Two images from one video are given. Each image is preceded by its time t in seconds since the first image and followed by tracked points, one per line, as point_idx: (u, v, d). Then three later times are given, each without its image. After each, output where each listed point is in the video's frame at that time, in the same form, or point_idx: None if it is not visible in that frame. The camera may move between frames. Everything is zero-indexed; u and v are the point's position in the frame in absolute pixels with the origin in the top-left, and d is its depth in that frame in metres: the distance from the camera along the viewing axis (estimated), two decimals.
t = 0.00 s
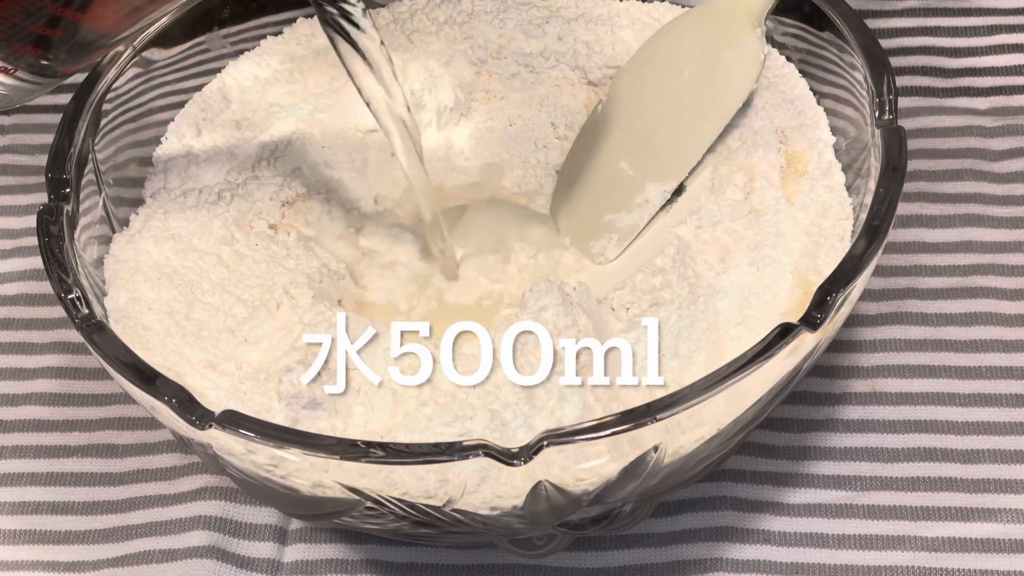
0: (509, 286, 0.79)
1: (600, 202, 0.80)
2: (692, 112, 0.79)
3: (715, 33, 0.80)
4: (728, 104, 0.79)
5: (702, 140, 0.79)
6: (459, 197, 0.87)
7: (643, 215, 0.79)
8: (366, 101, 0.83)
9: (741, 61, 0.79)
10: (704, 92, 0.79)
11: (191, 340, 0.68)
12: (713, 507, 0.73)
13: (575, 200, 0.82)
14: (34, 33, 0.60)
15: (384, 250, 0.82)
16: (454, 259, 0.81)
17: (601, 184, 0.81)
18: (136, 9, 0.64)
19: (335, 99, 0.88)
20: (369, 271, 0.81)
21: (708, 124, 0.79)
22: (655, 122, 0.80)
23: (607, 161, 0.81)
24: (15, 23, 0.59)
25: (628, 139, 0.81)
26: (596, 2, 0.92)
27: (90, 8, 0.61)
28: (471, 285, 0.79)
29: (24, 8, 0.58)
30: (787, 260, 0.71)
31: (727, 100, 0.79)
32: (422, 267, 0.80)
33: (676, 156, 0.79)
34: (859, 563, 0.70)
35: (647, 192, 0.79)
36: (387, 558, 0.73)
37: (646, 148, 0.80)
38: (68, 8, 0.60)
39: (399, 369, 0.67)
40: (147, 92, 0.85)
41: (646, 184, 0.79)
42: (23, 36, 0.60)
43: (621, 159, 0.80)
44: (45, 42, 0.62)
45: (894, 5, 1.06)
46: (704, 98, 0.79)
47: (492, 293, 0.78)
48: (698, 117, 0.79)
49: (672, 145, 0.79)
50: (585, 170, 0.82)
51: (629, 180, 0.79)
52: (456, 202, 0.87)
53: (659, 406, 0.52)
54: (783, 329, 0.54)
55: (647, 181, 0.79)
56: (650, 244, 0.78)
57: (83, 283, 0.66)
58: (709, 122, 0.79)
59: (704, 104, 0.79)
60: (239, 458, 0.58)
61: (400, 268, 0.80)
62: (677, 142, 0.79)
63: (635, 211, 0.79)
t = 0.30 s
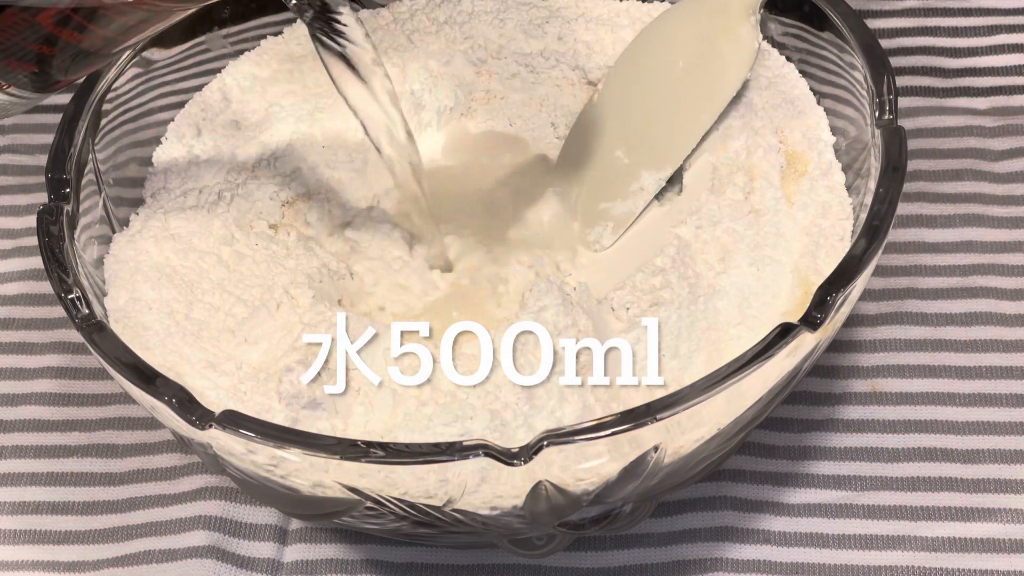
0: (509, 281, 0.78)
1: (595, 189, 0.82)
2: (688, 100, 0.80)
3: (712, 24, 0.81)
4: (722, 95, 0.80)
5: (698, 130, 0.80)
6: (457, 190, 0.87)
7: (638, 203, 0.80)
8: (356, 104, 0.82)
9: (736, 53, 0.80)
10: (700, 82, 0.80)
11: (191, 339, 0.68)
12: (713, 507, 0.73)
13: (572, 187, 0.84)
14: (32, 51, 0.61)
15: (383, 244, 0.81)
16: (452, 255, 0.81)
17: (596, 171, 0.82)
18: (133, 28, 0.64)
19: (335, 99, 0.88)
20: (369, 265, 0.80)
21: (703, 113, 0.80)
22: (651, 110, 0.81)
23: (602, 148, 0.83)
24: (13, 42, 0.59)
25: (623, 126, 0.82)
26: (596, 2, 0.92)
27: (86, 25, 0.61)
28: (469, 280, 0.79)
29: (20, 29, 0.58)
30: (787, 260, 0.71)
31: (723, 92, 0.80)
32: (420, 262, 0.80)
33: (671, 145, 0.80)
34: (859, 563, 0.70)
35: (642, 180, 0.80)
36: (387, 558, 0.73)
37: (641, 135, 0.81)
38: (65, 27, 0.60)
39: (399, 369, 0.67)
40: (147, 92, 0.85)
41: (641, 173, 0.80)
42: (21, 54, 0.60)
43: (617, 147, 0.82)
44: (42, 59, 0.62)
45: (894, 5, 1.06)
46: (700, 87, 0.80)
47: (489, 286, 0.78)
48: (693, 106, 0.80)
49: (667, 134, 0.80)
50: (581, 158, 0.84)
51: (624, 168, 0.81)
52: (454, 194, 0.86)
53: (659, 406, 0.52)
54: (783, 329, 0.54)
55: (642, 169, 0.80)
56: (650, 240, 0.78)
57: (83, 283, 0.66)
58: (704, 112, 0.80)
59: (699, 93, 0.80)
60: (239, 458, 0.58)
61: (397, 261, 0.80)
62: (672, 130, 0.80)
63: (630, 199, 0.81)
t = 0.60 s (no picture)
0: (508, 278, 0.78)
1: (591, 196, 0.82)
2: (682, 107, 0.80)
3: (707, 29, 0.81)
4: (717, 100, 0.80)
5: (693, 136, 0.80)
6: (455, 188, 0.86)
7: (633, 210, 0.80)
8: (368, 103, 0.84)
9: (732, 58, 0.80)
10: (694, 88, 0.80)
11: (191, 340, 0.68)
12: (713, 507, 0.73)
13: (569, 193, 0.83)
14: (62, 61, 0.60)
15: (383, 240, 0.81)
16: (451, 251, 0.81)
17: (591, 178, 0.82)
18: (149, 47, 0.62)
19: (335, 98, 0.88)
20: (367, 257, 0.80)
21: (697, 120, 0.80)
22: (645, 117, 0.81)
23: (597, 154, 0.82)
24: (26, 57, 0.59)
25: (617, 133, 0.82)
26: (596, 2, 0.93)
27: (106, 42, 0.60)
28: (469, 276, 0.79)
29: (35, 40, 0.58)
30: (787, 260, 0.71)
31: (717, 96, 0.80)
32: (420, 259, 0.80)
33: (665, 151, 0.80)
34: (859, 563, 0.70)
35: (637, 186, 0.80)
36: (387, 558, 0.73)
37: (636, 142, 0.81)
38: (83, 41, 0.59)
39: (399, 369, 0.67)
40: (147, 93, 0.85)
41: (636, 179, 0.80)
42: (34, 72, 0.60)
43: (611, 154, 0.81)
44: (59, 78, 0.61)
45: (894, 5, 1.06)
46: (694, 94, 0.80)
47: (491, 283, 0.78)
48: (688, 112, 0.80)
49: (662, 140, 0.80)
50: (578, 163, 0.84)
51: (619, 175, 0.81)
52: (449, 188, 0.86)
53: (659, 406, 0.52)
54: (784, 329, 0.54)
55: (637, 175, 0.80)
56: (649, 240, 0.78)
57: (83, 283, 0.66)
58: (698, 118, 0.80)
59: (694, 99, 0.80)
60: (239, 458, 0.58)
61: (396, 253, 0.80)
62: (667, 136, 0.80)
63: (624, 206, 0.80)
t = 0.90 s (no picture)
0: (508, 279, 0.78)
1: (600, 188, 0.82)
2: (691, 99, 0.79)
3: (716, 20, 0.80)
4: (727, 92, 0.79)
5: (702, 127, 0.79)
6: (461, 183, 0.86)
7: (641, 200, 0.80)
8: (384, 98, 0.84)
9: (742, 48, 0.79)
10: (702, 80, 0.80)
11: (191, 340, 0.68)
12: (712, 507, 0.73)
13: (581, 188, 0.84)
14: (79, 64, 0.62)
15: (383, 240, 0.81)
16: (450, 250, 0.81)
17: (602, 171, 0.82)
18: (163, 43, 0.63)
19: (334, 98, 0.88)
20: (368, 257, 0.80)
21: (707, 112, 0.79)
22: (653, 109, 0.80)
23: (607, 146, 0.82)
24: (39, 66, 0.60)
25: (626, 125, 0.81)
26: (596, 2, 0.93)
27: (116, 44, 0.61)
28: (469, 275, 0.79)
29: (47, 49, 0.59)
30: (787, 260, 0.71)
31: (727, 87, 0.79)
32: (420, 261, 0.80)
33: (675, 143, 0.79)
34: (859, 563, 0.70)
35: (646, 178, 0.79)
36: (387, 558, 0.73)
37: (644, 133, 0.80)
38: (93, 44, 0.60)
39: (399, 368, 0.67)
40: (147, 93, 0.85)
41: (645, 171, 0.79)
42: (46, 80, 0.62)
43: (621, 146, 0.81)
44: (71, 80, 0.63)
45: (893, 5, 1.06)
46: (703, 86, 0.80)
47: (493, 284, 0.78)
48: (697, 104, 0.79)
49: (671, 132, 0.79)
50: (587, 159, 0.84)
51: (628, 167, 0.80)
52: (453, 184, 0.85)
53: (659, 406, 0.52)
54: (784, 329, 0.54)
55: (646, 167, 0.80)
56: (651, 239, 0.78)
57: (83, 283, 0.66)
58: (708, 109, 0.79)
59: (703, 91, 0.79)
60: (239, 458, 0.58)
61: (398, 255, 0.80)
62: (676, 128, 0.79)
63: (633, 198, 0.80)
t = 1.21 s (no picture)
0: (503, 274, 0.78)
1: (590, 177, 0.82)
2: (685, 90, 0.81)
3: (710, 15, 0.82)
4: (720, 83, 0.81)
5: (695, 120, 0.81)
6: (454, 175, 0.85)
7: (633, 190, 0.81)
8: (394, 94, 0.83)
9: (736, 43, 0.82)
10: (697, 72, 0.82)
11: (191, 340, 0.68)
12: (713, 507, 0.73)
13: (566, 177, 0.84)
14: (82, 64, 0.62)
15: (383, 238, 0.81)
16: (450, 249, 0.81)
17: (593, 158, 0.83)
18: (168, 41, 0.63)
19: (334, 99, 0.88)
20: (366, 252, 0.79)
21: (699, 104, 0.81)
22: (648, 98, 0.82)
23: (599, 134, 0.83)
24: (41, 67, 0.60)
25: (620, 113, 0.82)
26: (596, 2, 0.93)
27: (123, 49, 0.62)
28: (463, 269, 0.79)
29: (50, 48, 0.59)
30: (787, 260, 0.71)
31: (721, 81, 0.81)
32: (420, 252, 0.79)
33: (668, 134, 0.81)
34: (859, 563, 0.70)
35: (639, 167, 0.81)
36: (387, 558, 0.73)
37: (639, 123, 0.82)
38: (97, 48, 0.61)
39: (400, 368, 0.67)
40: (148, 93, 0.85)
41: (639, 160, 0.81)
42: (47, 80, 0.62)
43: (613, 134, 0.82)
44: (75, 82, 0.63)
45: (894, 5, 1.06)
46: (697, 78, 0.81)
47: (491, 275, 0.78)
48: (690, 95, 0.81)
49: (665, 122, 0.81)
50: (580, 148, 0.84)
51: (621, 155, 0.81)
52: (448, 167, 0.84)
53: (659, 406, 0.52)
54: (784, 329, 0.54)
55: (639, 157, 0.81)
56: (651, 239, 0.78)
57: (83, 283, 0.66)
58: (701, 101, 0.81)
59: (696, 83, 0.81)
60: (239, 458, 0.58)
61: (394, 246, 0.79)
62: (668, 119, 0.81)
63: (625, 186, 0.81)
